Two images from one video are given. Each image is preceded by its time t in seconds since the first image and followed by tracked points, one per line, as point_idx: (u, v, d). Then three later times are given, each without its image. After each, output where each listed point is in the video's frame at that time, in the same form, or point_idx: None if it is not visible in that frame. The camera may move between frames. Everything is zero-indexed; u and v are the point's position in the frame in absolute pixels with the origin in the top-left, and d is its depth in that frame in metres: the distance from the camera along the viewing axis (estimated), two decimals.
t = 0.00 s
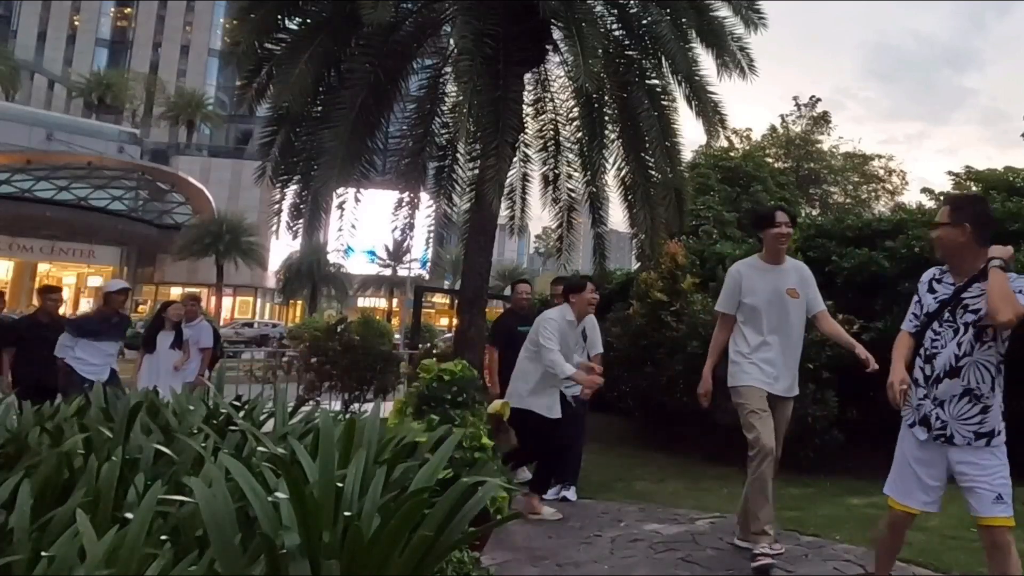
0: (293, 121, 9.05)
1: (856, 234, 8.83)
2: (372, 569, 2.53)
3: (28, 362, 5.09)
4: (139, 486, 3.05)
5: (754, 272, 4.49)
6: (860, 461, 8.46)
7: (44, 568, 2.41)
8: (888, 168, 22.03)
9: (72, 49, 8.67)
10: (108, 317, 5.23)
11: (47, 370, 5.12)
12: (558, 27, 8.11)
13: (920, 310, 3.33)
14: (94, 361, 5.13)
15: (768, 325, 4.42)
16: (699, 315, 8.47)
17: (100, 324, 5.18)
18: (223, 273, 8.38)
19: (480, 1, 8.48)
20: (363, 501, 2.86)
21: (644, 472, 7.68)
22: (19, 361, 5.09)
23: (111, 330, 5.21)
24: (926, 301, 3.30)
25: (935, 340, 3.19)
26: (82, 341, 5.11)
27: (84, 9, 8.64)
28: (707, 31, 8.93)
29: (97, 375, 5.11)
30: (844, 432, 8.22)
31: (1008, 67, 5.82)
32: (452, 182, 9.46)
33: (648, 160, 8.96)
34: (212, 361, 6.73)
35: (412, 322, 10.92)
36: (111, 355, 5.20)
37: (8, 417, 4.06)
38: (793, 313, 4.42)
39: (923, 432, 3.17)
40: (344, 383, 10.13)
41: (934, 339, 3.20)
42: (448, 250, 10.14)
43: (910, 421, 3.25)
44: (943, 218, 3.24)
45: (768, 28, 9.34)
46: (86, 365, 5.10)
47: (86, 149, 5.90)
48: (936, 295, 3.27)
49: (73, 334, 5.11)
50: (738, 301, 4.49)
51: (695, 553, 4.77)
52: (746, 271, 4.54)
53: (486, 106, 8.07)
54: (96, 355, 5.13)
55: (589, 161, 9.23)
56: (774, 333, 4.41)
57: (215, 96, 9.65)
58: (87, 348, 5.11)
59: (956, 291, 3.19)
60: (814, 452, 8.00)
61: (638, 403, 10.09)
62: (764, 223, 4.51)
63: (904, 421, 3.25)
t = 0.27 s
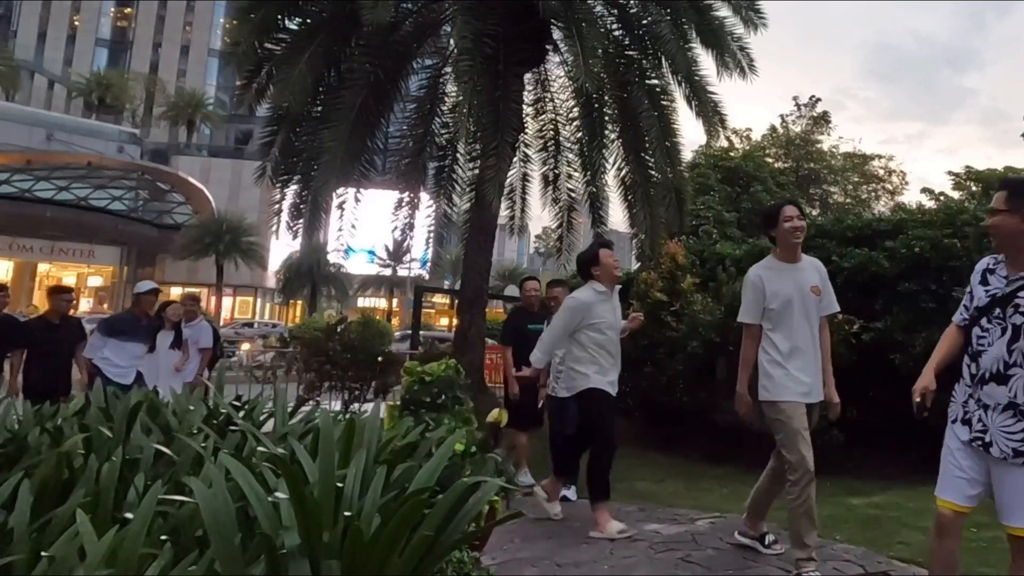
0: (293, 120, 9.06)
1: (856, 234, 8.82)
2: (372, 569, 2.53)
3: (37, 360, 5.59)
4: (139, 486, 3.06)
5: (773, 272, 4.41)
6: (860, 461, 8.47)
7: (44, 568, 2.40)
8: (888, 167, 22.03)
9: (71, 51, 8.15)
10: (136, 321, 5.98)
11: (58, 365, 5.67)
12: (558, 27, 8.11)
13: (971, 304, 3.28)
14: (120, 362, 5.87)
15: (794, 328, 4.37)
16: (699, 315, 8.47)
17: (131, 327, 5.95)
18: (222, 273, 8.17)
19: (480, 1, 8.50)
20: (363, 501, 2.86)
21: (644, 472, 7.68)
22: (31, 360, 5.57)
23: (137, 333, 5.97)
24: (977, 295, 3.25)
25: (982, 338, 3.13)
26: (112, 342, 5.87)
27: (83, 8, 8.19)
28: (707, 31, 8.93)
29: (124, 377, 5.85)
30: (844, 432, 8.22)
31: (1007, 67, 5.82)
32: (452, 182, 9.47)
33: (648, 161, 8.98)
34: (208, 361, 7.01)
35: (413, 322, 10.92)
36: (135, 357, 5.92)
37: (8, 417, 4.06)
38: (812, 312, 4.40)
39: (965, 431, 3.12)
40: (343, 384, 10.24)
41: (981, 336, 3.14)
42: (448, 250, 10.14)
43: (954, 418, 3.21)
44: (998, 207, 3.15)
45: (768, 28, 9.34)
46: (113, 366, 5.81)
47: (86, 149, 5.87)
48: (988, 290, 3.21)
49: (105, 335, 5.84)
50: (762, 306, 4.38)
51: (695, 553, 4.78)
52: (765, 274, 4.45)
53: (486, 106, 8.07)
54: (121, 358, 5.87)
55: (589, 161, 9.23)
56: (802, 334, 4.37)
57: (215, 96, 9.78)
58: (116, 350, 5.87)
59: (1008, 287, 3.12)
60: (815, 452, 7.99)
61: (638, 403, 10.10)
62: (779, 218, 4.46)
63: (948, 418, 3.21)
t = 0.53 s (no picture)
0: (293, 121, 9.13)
1: (856, 234, 8.82)
2: (373, 569, 2.54)
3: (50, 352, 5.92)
4: (139, 486, 3.06)
5: (795, 261, 4.29)
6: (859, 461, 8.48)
7: (45, 568, 2.40)
8: (887, 167, 22.03)
9: (72, 51, 8.01)
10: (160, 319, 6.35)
11: (69, 358, 5.99)
12: (558, 27, 8.11)
13: (1002, 309, 3.14)
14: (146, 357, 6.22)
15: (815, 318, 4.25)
16: (699, 315, 8.46)
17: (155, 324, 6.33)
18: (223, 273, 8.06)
19: (480, 1, 8.48)
20: (363, 501, 2.86)
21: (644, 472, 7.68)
22: (41, 353, 5.88)
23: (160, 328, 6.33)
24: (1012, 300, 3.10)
25: None
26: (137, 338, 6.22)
27: (82, 8, 8.04)
28: (707, 31, 8.91)
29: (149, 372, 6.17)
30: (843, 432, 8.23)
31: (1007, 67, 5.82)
32: (452, 182, 9.45)
33: (648, 161, 8.99)
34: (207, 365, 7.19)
35: (413, 321, 10.93)
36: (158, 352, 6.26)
37: (8, 417, 4.07)
38: (830, 306, 4.31)
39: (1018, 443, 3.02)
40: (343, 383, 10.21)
41: None
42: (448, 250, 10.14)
43: (999, 430, 3.09)
44: None
45: (768, 27, 9.33)
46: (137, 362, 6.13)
47: (86, 149, 5.86)
48: None
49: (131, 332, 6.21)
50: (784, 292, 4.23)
51: (695, 553, 4.79)
52: (786, 260, 4.30)
53: (487, 106, 8.07)
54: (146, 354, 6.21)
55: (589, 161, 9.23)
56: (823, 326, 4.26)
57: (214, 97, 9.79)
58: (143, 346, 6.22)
59: None
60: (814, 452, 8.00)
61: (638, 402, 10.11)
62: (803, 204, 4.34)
63: (995, 431, 3.08)
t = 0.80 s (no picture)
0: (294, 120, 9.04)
1: (856, 234, 8.79)
2: (372, 569, 2.53)
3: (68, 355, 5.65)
4: (139, 486, 3.06)
5: (819, 261, 4.08)
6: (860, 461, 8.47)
7: (44, 568, 2.40)
8: (888, 168, 22.02)
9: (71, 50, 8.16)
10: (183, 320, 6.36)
11: (87, 361, 5.73)
12: (558, 27, 8.11)
13: None
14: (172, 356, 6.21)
15: (838, 321, 4.03)
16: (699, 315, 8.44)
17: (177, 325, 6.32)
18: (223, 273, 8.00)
19: (480, 0, 8.46)
20: (363, 501, 2.86)
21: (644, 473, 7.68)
22: (60, 353, 5.61)
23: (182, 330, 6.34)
24: None
25: None
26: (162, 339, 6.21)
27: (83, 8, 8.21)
28: (707, 32, 8.92)
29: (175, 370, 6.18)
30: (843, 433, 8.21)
31: (1007, 68, 5.81)
32: (452, 182, 9.44)
33: (648, 161, 9.01)
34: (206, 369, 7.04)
35: (413, 322, 10.93)
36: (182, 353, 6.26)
37: (8, 417, 4.07)
38: (855, 310, 4.06)
39: None
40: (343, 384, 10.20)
41: None
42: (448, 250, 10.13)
43: None
44: None
45: (768, 28, 9.33)
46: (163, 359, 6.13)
47: (86, 149, 5.90)
48: None
49: (155, 332, 6.22)
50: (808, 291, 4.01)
51: (695, 553, 4.79)
52: (809, 257, 4.09)
53: (487, 106, 8.07)
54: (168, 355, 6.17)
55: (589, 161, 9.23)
56: (848, 330, 4.02)
57: (214, 96, 9.78)
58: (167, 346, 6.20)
59: None
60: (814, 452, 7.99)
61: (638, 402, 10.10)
62: (829, 201, 4.13)
63: None
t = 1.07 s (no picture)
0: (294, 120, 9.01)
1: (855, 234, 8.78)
2: (372, 569, 2.53)
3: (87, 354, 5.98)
4: (139, 486, 3.06)
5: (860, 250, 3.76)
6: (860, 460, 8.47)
7: (45, 568, 2.40)
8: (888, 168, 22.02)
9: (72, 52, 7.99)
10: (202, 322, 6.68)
11: (107, 359, 6.08)
12: (558, 27, 8.12)
13: None
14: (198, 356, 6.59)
15: (877, 317, 3.69)
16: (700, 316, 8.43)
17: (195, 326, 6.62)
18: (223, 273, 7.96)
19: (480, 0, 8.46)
20: (363, 501, 2.86)
21: (644, 473, 7.68)
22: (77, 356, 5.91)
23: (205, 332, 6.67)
24: None
25: None
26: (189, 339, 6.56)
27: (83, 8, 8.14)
28: (707, 32, 8.92)
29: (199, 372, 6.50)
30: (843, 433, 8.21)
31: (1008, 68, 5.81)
32: (452, 182, 9.41)
33: (648, 161, 9.00)
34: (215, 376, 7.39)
35: (413, 322, 10.95)
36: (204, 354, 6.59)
37: (8, 417, 4.07)
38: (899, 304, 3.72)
39: None
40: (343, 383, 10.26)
41: None
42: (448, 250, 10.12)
43: None
44: None
45: (768, 28, 9.34)
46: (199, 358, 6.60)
47: (86, 149, 5.91)
48: None
49: (179, 338, 6.51)
50: (842, 282, 3.72)
51: (695, 554, 4.79)
52: (848, 245, 3.77)
53: (487, 106, 8.08)
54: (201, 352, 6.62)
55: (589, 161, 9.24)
56: (886, 327, 3.68)
57: (214, 96, 9.78)
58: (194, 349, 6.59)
59: None
60: (815, 452, 7.98)
61: (638, 402, 10.10)
62: (873, 186, 3.81)
63: None
